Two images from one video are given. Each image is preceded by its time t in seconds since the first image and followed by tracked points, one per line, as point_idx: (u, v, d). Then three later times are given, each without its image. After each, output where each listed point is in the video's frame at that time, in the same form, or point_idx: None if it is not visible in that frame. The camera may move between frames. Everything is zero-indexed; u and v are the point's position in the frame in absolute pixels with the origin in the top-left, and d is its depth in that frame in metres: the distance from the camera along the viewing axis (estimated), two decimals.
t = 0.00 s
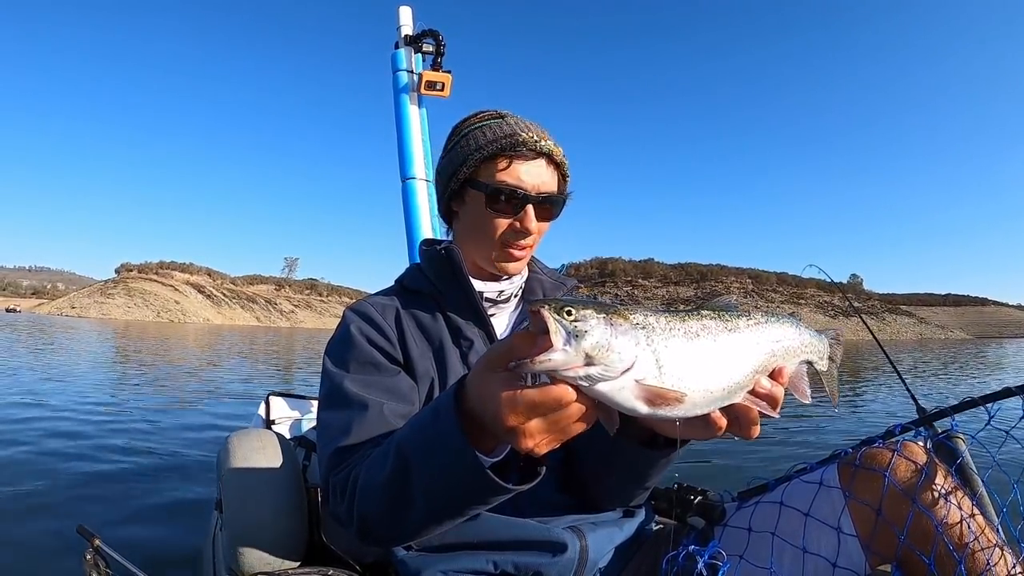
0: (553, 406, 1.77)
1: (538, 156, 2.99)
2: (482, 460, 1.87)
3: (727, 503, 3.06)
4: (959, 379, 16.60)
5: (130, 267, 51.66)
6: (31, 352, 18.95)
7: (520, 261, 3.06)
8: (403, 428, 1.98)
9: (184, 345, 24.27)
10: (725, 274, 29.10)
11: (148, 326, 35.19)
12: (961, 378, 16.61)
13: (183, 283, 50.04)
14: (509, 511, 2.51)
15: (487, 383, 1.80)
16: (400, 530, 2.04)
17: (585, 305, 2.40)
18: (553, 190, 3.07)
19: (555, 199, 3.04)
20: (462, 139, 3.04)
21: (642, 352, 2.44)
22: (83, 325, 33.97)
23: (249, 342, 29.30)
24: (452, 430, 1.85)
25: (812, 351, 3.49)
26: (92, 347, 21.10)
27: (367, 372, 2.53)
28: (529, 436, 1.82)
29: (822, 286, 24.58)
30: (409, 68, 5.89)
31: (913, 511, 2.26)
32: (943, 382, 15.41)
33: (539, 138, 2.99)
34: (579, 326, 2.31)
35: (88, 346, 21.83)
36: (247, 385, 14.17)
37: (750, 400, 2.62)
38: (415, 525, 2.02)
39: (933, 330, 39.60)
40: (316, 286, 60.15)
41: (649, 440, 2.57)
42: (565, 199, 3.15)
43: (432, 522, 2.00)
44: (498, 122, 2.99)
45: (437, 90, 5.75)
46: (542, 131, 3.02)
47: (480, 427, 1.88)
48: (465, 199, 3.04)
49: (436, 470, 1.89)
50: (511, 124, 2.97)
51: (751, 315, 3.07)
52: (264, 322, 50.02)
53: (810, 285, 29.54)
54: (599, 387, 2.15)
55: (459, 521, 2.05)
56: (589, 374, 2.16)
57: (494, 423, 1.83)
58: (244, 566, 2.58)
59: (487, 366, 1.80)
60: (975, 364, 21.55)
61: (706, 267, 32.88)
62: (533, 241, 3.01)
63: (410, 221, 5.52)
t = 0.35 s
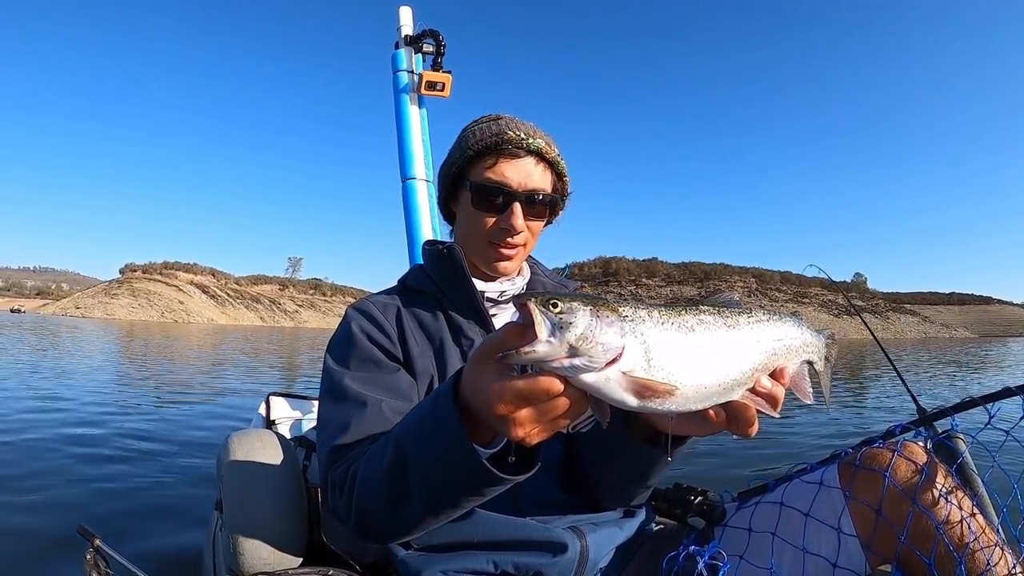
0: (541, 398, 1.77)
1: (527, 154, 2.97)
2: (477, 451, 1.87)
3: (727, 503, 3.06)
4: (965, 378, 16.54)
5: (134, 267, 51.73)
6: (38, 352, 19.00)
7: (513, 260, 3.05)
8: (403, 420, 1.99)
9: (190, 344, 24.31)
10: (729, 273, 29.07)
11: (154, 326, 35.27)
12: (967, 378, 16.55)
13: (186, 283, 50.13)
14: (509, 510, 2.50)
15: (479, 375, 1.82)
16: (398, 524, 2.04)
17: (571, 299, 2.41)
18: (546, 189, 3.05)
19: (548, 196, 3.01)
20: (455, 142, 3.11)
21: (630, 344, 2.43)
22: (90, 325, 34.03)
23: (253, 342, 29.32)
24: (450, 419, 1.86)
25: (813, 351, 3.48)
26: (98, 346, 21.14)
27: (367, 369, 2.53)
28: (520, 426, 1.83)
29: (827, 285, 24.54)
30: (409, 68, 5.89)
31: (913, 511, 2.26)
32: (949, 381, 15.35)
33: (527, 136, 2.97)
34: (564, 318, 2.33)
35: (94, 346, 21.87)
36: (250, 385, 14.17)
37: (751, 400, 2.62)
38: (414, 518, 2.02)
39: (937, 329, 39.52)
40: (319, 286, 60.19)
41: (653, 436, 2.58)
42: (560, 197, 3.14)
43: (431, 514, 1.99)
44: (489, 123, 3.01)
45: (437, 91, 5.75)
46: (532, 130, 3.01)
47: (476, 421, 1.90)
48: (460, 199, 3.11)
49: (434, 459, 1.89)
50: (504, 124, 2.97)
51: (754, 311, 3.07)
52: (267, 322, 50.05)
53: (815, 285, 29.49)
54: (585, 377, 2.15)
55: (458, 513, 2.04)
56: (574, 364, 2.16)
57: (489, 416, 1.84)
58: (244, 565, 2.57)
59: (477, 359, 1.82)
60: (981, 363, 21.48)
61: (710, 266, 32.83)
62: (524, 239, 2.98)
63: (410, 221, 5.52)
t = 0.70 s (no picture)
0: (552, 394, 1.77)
1: (530, 155, 2.98)
2: (488, 447, 1.86)
3: (727, 503, 3.06)
4: (968, 378, 16.52)
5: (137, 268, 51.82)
6: (41, 354, 19.02)
7: (519, 261, 3.05)
8: (409, 418, 1.98)
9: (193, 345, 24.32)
10: (731, 272, 29.05)
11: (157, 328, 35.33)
12: (970, 377, 16.52)
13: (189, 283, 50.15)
14: (509, 510, 2.49)
15: (489, 372, 1.82)
16: (403, 522, 2.03)
17: (581, 296, 2.40)
18: (549, 188, 3.05)
19: (552, 197, 3.02)
20: (457, 144, 3.10)
21: (637, 342, 2.43)
22: (94, 327, 34.08)
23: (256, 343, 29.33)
24: (458, 415, 1.86)
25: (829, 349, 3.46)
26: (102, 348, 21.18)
27: (369, 368, 2.53)
28: (531, 423, 1.82)
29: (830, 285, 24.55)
30: (409, 68, 5.89)
31: (913, 511, 2.26)
32: (952, 381, 15.34)
33: (530, 136, 2.97)
34: (574, 317, 2.32)
35: (97, 347, 21.90)
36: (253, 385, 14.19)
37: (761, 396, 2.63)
38: (418, 516, 2.01)
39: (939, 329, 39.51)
40: (322, 286, 60.25)
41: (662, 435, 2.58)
42: (563, 197, 3.14)
43: (437, 512, 1.99)
44: (490, 124, 3.01)
45: (437, 91, 5.75)
46: (534, 130, 3.01)
47: (486, 417, 1.90)
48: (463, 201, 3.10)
49: (440, 456, 1.88)
50: (503, 125, 2.97)
51: (767, 308, 3.04)
52: (271, 322, 50.05)
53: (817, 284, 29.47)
54: (594, 375, 2.15)
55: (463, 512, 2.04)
56: (584, 363, 2.15)
57: (499, 412, 1.84)
58: (244, 566, 2.57)
59: (489, 355, 1.82)
60: (985, 362, 21.44)
61: (713, 266, 32.84)
62: (530, 240, 2.98)
63: (410, 221, 5.52)
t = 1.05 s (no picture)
0: (550, 395, 1.78)
1: (541, 158, 2.98)
2: (495, 443, 1.87)
3: (727, 504, 3.05)
4: (972, 377, 16.48)
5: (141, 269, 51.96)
6: (49, 356, 19.10)
7: (526, 263, 3.06)
8: (414, 414, 1.98)
9: (197, 347, 24.37)
10: (734, 272, 29.01)
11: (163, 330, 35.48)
12: (974, 377, 16.49)
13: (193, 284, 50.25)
14: (509, 510, 2.48)
15: (490, 372, 1.82)
16: (406, 518, 2.02)
17: (578, 300, 2.41)
18: (557, 190, 3.05)
19: (560, 199, 3.03)
20: (467, 143, 3.06)
21: (635, 345, 2.45)
22: (99, 330, 34.10)
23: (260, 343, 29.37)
24: (466, 411, 1.86)
25: (846, 352, 3.47)
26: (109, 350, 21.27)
27: (371, 367, 2.53)
28: (530, 421, 1.84)
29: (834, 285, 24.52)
30: (409, 68, 5.89)
31: (913, 511, 2.26)
32: (956, 381, 15.31)
33: (541, 139, 2.98)
34: (569, 320, 2.34)
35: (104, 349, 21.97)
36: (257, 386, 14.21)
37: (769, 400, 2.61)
38: (421, 513, 2.01)
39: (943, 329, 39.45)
40: (325, 287, 60.30)
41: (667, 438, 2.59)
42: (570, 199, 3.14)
43: (440, 509, 1.99)
44: (500, 125, 3.00)
45: (437, 91, 5.76)
46: (545, 133, 3.02)
47: (489, 415, 1.89)
48: (471, 202, 3.07)
49: (447, 452, 1.88)
50: (514, 126, 2.97)
51: (781, 311, 3.01)
52: (274, 323, 50.12)
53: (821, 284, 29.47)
54: (589, 377, 2.13)
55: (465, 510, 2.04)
56: (578, 365, 2.12)
57: (499, 410, 1.85)
58: (244, 566, 2.57)
59: (487, 355, 1.84)
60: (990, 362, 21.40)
61: (716, 267, 32.84)
62: (539, 242, 3.00)
63: (410, 221, 5.52)
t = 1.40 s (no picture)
0: (559, 356, 1.76)
1: (563, 167, 3.11)
2: (497, 418, 1.87)
3: (727, 503, 3.05)
4: (978, 376, 16.44)
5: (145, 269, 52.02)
6: (56, 357, 19.13)
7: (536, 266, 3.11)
8: (411, 398, 1.99)
9: (203, 347, 24.40)
10: (737, 270, 28.98)
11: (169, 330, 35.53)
12: (980, 375, 16.45)
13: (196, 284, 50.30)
14: (509, 510, 2.47)
15: (500, 337, 1.82)
16: (406, 505, 2.03)
17: (599, 264, 2.39)
18: (566, 199, 3.10)
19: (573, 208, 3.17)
20: (490, 142, 3.07)
21: (648, 315, 2.41)
22: (104, 330, 34.16)
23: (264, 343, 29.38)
24: (465, 389, 1.86)
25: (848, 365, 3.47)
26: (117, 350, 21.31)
27: (371, 366, 2.52)
28: (537, 384, 1.80)
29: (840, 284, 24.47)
30: (409, 68, 5.89)
31: (913, 512, 2.26)
32: (963, 379, 15.27)
33: (564, 150, 3.12)
34: (589, 281, 2.29)
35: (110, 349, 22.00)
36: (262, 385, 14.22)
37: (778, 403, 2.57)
38: (420, 499, 2.01)
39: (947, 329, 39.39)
40: (329, 287, 60.33)
41: (668, 442, 2.59)
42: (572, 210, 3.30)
43: (439, 494, 1.99)
44: (527, 130, 3.08)
45: (437, 91, 5.75)
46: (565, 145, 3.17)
47: (495, 385, 1.89)
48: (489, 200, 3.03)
49: (445, 434, 1.89)
50: (540, 134, 3.09)
51: (792, 316, 3.03)
52: (278, 322, 50.15)
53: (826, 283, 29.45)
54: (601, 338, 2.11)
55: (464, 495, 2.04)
56: (592, 324, 2.10)
57: (506, 376, 1.84)
58: (245, 564, 2.57)
59: (499, 321, 1.84)
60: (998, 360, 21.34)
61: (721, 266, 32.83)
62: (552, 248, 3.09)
63: (410, 221, 5.52)
